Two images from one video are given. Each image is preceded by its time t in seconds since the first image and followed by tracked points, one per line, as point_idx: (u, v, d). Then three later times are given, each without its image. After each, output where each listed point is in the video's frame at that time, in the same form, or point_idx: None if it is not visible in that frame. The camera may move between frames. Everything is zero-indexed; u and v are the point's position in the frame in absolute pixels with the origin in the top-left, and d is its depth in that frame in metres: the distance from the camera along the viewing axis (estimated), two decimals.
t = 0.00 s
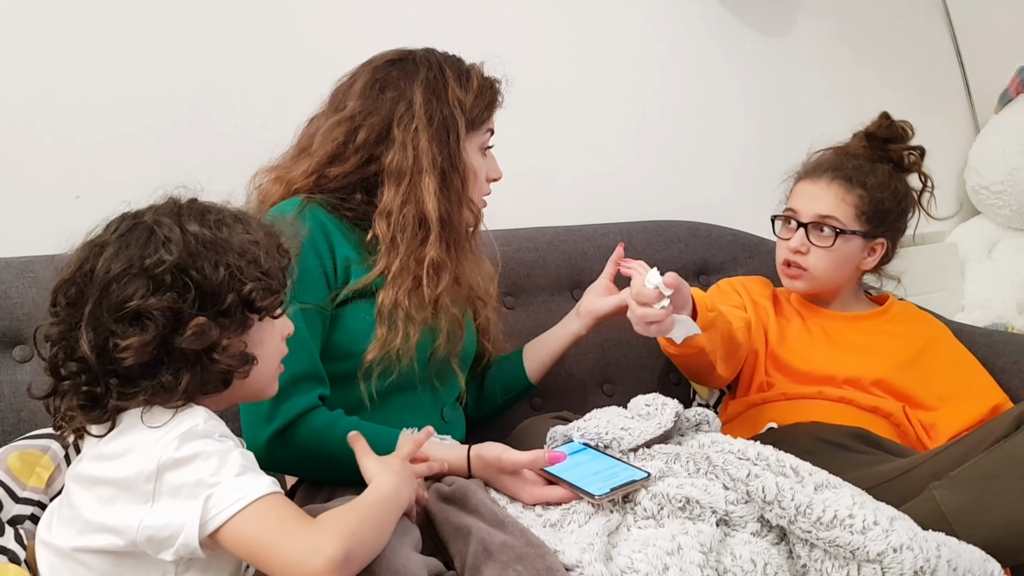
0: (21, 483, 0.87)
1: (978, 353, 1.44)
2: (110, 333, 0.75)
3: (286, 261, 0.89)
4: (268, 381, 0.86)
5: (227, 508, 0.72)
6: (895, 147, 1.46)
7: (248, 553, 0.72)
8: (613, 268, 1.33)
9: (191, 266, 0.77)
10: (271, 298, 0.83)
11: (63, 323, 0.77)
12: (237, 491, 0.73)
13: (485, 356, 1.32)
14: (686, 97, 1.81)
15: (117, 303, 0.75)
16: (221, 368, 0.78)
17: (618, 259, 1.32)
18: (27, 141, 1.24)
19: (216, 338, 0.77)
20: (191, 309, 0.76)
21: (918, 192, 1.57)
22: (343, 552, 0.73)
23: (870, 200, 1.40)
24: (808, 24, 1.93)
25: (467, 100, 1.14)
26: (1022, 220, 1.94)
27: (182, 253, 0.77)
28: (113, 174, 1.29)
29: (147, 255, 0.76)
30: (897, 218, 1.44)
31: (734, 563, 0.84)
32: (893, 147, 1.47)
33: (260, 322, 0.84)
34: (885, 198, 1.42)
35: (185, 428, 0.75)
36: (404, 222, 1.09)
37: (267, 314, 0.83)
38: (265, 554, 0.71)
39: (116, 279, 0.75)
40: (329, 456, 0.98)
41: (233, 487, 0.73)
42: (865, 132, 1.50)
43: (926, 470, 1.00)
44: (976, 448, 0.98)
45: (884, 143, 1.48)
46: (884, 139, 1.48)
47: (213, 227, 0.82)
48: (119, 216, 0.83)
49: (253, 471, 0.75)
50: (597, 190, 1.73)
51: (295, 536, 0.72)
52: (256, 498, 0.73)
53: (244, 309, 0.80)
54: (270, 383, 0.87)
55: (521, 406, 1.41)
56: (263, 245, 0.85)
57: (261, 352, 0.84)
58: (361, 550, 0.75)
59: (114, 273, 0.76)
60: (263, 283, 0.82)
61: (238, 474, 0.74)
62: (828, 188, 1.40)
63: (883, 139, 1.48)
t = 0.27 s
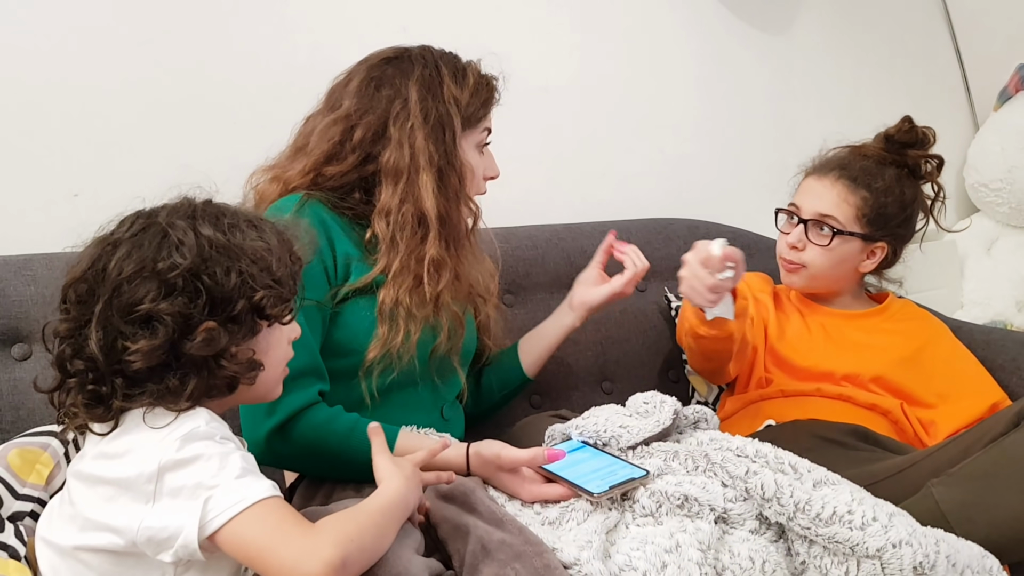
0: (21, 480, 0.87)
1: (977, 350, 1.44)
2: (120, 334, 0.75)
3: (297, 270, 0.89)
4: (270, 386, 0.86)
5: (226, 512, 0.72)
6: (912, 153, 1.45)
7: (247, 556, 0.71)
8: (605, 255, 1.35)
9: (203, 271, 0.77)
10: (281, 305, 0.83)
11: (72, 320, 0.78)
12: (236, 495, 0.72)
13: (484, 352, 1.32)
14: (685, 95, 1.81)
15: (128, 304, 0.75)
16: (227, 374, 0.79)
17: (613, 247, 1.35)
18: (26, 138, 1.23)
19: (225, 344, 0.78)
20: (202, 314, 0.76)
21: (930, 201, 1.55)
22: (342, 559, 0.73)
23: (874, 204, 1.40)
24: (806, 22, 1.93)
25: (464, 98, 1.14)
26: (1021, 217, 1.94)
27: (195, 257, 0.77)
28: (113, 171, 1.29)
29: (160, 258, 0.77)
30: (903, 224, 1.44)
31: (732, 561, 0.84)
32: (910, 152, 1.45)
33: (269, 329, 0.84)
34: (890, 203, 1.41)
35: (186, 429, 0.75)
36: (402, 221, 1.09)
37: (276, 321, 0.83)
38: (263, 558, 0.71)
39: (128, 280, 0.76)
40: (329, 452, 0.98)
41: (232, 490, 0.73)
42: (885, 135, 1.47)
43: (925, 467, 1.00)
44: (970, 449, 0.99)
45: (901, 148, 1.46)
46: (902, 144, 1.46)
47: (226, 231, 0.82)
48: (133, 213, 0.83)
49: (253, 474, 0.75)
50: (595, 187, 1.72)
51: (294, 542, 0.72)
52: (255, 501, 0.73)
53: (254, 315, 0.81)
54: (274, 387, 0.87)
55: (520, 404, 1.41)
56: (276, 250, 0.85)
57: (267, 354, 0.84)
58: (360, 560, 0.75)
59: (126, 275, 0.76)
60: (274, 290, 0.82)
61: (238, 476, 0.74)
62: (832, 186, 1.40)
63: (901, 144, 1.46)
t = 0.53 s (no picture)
0: (23, 479, 0.87)
1: (975, 348, 1.44)
2: (131, 340, 0.75)
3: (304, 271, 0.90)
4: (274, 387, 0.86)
5: (230, 509, 0.71)
6: (919, 150, 1.44)
7: (249, 553, 0.71)
8: (584, 234, 1.38)
9: (215, 276, 0.77)
10: (291, 309, 0.83)
11: (80, 324, 0.77)
12: (240, 492, 0.72)
13: (482, 349, 1.32)
14: (684, 93, 1.81)
15: (139, 310, 0.75)
16: (236, 378, 0.79)
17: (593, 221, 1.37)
18: (26, 138, 1.24)
19: (236, 350, 0.78)
20: (213, 320, 0.76)
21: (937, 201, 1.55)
22: (344, 556, 0.73)
23: (881, 203, 1.39)
24: (805, 21, 1.93)
25: (473, 108, 1.14)
26: (1020, 215, 1.94)
27: (206, 263, 0.77)
28: (113, 170, 1.29)
29: (170, 264, 0.76)
30: (910, 223, 1.43)
31: (732, 559, 0.84)
32: (918, 151, 1.45)
33: (278, 332, 0.84)
34: (898, 202, 1.40)
35: (193, 428, 0.76)
36: (401, 228, 1.08)
37: (285, 325, 0.84)
38: (265, 555, 0.71)
39: (139, 285, 0.75)
40: (329, 449, 0.99)
41: (237, 488, 0.73)
42: (893, 133, 1.48)
43: (924, 465, 1.00)
44: (968, 448, 0.99)
45: (909, 146, 1.46)
46: (909, 141, 1.46)
47: (236, 235, 0.82)
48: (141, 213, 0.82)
49: (259, 473, 0.75)
50: (594, 186, 1.72)
51: (296, 540, 0.72)
52: (260, 498, 0.73)
53: (264, 319, 0.81)
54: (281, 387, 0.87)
55: (520, 402, 1.41)
56: (286, 253, 0.85)
57: (275, 356, 0.84)
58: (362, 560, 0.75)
59: (136, 280, 0.75)
60: (284, 295, 0.82)
61: (245, 474, 0.74)
62: (839, 187, 1.39)
63: (909, 141, 1.46)
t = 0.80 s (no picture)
0: (20, 479, 0.87)
1: (975, 345, 1.44)
2: (131, 348, 0.75)
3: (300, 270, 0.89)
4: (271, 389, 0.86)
5: (225, 514, 0.72)
6: (927, 149, 1.43)
7: (244, 555, 0.71)
8: (598, 242, 1.38)
9: (215, 283, 0.77)
10: (290, 313, 0.84)
11: (76, 331, 0.77)
12: (235, 497, 0.73)
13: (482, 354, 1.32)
14: (682, 92, 1.81)
15: (138, 318, 0.75)
16: (236, 382, 0.79)
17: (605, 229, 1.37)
18: (23, 138, 1.23)
19: (238, 356, 0.79)
20: (214, 327, 0.77)
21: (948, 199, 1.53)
22: (337, 562, 0.73)
23: (882, 201, 1.39)
24: (803, 19, 1.93)
25: (472, 102, 1.14)
26: (1019, 212, 1.94)
27: (206, 270, 0.77)
28: (110, 170, 1.29)
29: (169, 271, 0.76)
30: (913, 221, 1.42)
31: (731, 556, 0.84)
32: (926, 148, 1.43)
33: (277, 334, 0.84)
34: (900, 200, 1.40)
35: (187, 431, 0.76)
36: (401, 221, 1.08)
37: (284, 327, 0.84)
38: (261, 556, 0.71)
39: (137, 293, 0.75)
40: (329, 448, 0.99)
41: (232, 492, 0.73)
42: (902, 129, 1.46)
43: (923, 462, 1.00)
44: (968, 445, 0.99)
45: (918, 144, 1.44)
46: (919, 139, 1.44)
47: (233, 239, 0.82)
48: (135, 216, 0.81)
49: (254, 476, 0.76)
50: (592, 184, 1.72)
51: (290, 543, 0.72)
52: (254, 503, 0.73)
53: (264, 323, 0.81)
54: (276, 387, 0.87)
55: (518, 400, 1.41)
56: (283, 255, 0.85)
57: (274, 356, 0.84)
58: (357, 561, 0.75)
59: (135, 288, 0.75)
60: (284, 300, 0.83)
61: (239, 477, 0.74)
62: (842, 183, 1.39)
63: (918, 139, 1.44)
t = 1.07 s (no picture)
0: (17, 479, 0.87)
1: (973, 342, 1.44)
2: (129, 351, 0.75)
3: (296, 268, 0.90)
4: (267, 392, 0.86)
5: (219, 515, 0.72)
6: (919, 145, 1.44)
7: (239, 557, 0.71)
8: (598, 242, 1.37)
9: (213, 285, 0.77)
10: (287, 313, 0.84)
11: (71, 335, 0.76)
12: (229, 497, 0.72)
13: (480, 351, 1.32)
14: (680, 90, 1.81)
15: (136, 321, 0.75)
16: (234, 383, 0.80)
17: (604, 230, 1.36)
18: (21, 139, 1.23)
19: (236, 358, 0.79)
20: (212, 329, 0.77)
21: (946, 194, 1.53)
22: (331, 562, 0.73)
23: (875, 195, 1.39)
24: (801, 17, 1.93)
25: (476, 106, 1.14)
26: (1017, 210, 1.94)
27: (204, 272, 0.77)
28: (108, 170, 1.29)
29: (167, 273, 0.76)
30: (906, 216, 1.43)
31: (730, 554, 0.84)
32: (918, 145, 1.44)
33: (273, 333, 0.85)
34: (892, 195, 1.40)
35: (181, 431, 0.76)
36: (404, 222, 1.08)
37: (280, 327, 0.85)
38: (254, 557, 0.71)
39: (134, 297, 0.75)
40: (327, 447, 0.99)
41: (227, 492, 0.73)
42: (893, 126, 1.47)
43: (922, 459, 1.00)
44: (967, 440, 0.98)
45: (910, 140, 1.45)
46: (910, 136, 1.45)
47: (228, 239, 0.82)
48: (129, 218, 0.81)
49: (249, 476, 0.75)
50: (590, 183, 1.72)
51: (285, 543, 0.72)
52: (249, 503, 0.73)
53: (261, 323, 0.82)
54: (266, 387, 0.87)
55: (516, 399, 1.41)
56: (278, 255, 0.85)
57: (270, 355, 0.85)
58: (352, 560, 0.75)
59: (132, 291, 0.75)
60: (281, 300, 0.83)
61: (234, 477, 0.74)
62: (833, 180, 1.40)
63: (910, 135, 1.45)
